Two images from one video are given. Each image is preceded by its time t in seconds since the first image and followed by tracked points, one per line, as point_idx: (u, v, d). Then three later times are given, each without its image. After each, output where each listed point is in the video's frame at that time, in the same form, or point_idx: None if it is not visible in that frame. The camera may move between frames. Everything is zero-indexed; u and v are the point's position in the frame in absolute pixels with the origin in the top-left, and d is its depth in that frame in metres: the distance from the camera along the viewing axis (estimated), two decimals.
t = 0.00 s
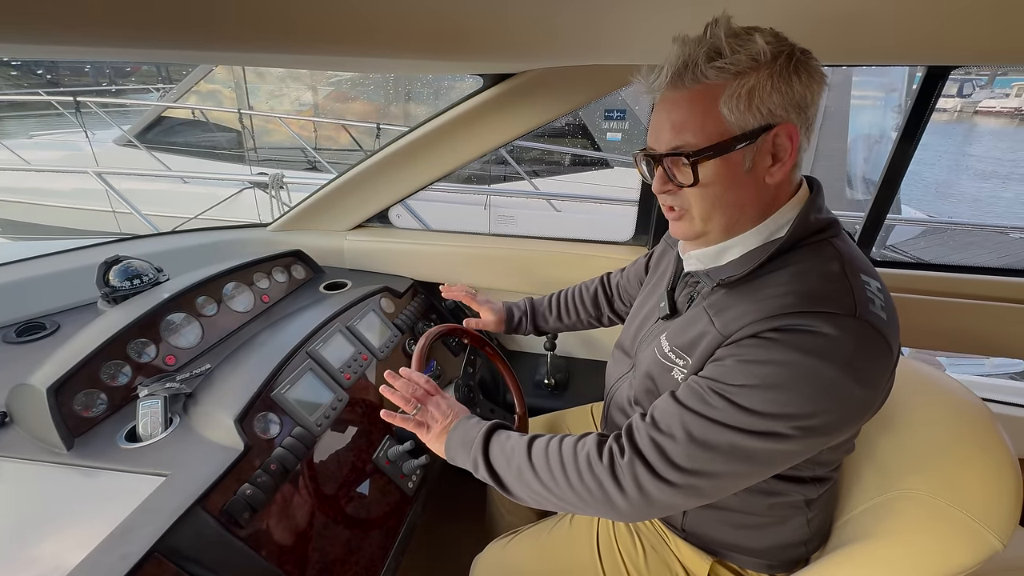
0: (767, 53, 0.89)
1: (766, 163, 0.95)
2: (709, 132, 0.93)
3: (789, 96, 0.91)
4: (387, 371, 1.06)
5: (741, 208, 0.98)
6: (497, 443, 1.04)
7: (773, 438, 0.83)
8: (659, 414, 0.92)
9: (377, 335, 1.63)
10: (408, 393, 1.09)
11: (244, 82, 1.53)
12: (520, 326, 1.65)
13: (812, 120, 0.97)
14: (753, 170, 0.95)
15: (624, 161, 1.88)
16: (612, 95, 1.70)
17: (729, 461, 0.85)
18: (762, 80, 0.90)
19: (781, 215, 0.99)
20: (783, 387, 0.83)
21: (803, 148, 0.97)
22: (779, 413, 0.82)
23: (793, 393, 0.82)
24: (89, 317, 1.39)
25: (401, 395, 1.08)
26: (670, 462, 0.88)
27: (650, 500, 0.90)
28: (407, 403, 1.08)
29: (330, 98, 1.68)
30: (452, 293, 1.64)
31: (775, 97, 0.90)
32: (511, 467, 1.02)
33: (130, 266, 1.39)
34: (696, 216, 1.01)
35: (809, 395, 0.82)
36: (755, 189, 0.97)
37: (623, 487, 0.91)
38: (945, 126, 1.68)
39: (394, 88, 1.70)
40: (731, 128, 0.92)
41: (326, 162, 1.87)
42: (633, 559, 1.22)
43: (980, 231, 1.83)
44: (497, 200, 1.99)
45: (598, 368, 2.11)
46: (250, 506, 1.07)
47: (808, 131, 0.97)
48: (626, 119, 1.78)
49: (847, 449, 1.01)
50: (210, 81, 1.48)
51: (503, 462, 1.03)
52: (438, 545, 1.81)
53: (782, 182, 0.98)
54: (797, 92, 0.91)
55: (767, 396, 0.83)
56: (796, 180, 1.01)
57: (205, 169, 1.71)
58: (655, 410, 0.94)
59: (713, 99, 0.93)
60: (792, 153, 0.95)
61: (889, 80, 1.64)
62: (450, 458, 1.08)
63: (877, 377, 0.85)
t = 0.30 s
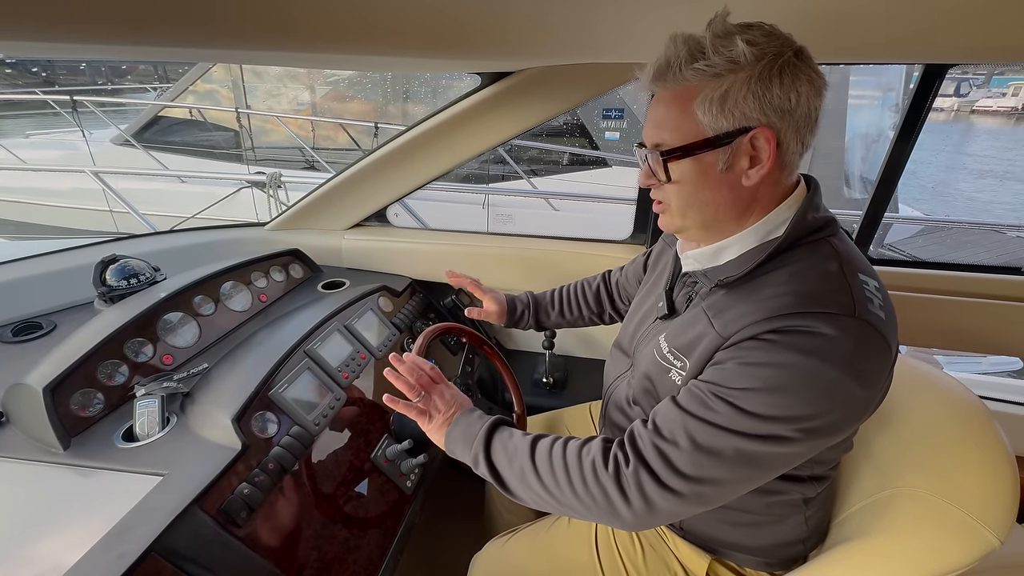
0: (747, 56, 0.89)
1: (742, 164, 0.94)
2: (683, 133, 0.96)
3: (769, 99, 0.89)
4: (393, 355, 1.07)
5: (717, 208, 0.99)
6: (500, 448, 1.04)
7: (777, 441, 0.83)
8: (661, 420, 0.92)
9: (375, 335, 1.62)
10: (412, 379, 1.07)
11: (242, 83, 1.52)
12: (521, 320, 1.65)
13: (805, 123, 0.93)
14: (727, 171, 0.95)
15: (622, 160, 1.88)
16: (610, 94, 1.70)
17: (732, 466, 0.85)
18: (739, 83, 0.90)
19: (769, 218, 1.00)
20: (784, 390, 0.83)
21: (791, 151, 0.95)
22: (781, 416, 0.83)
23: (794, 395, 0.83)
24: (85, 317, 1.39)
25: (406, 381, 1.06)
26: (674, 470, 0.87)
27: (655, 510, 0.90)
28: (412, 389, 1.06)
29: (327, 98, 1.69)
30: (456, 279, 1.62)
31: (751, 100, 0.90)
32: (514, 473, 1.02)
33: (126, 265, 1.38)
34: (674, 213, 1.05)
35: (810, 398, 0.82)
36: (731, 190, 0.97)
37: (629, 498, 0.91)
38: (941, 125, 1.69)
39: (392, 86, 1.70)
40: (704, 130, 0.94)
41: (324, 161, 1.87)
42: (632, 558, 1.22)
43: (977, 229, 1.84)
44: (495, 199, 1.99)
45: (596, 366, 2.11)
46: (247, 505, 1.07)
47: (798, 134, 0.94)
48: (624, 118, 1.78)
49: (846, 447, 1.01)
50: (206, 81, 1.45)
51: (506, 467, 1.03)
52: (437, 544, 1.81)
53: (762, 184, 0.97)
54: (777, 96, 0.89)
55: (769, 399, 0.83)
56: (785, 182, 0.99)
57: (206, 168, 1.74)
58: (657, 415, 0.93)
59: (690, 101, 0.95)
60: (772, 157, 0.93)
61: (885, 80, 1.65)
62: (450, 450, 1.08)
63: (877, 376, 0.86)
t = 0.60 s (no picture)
0: (745, 51, 0.89)
1: (734, 160, 0.95)
2: (677, 126, 0.97)
3: (763, 95, 0.89)
4: (394, 339, 1.04)
5: (708, 203, 1.00)
6: (500, 449, 1.03)
7: (777, 442, 0.83)
8: (661, 422, 0.91)
9: (374, 333, 1.62)
10: (413, 365, 1.05)
11: (240, 80, 1.51)
12: (521, 317, 1.65)
13: (802, 122, 0.92)
14: (719, 166, 0.96)
15: (621, 159, 1.88)
16: (609, 92, 1.69)
17: (732, 468, 0.85)
18: (734, 78, 0.90)
19: (763, 217, 1.00)
20: (783, 391, 0.83)
21: (787, 150, 0.94)
22: (781, 417, 0.82)
23: (794, 396, 0.82)
24: (83, 315, 1.38)
25: (408, 368, 1.04)
26: (675, 472, 0.87)
27: (656, 512, 0.90)
28: (414, 377, 1.04)
29: (326, 96, 1.67)
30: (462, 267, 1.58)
31: (745, 96, 0.90)
32: (513, 474, 1.02)
33: (125, 263, 1.38)
34: (667, 205, 1.06)
35: (810, 398, 0.82)
36: (723, 186, 0.97)
37: (630, 501, 0.91)
38: (940, 124, 1.68)
39: (391, 84, 1.70)
40: (697, 124, 0.95)
41: (323, 159, 1.86)
42: (631, 557, 1.22)
43: (976, 228, 1.84)
44: (494, 197, 1.98)
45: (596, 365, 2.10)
46: (246, 503, 1.07)
47: (795, 133, 0.93)
48: (623, 116, 1.77)
49: (845, 446, 1.01)
50: (204, 79, 1.46)
51: (506, 469, 1.02)
52: (436, 543, 1.81)
53: (756, 181, 0.96)
54: (772, 93, 0.89)
55: (769, 400, 0.83)
56: (780, 181, 0.98)
57: (205, 167, 1.72)
58: (657, 416, 0.93)
59: (686, 94, 0.96)
60: (765, 154, 0.93)
61: (885, 78, 1.64)
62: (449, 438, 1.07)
63: (876, 375, 0.85)
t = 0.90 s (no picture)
0: (750, 45, 0.88)
1: (732, 154, 0.95)
2: (679, 117, 0.98)
3: (764, 91, 0.89)
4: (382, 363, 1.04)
5: (705, 196, 1.00)
6: (496, 447, 1.03)
7: (774, 440, 0.83)
8: (658, 419, 0.91)
9: (373, 331, 1.62)
10: (404, 389, 1.05)
11: (239, 78, 1.54)
12: (518, 324, 1.64)
13: (803, 121, 0.91)
14: (716, 160, 0.96)
15: (621, 157, 1.88)
16: (609, 90, 1.69)
17: (729, 465, 0.85)
18: (736, 71, 0.90)
19: (759, 214, 0.99)
20: (780, 389, 0.83)
21: (786, 149, 0.94)
22: (778, 415, 0.82)
23: (791, 395, 0.82)
24: (82, 313, 1.38)
25: (399, 390, 1.03)
26: (671, 469, 0.87)
27: (652, 509, 0.90)
28: (405, 399, 1.03)
29: (326, 94, 1.64)
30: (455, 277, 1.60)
31: (746, 91, 0.90)
32: (509, 471, 1.02)
33: (124, 261, 1.37)
34: (665, 196, 1.07)
35: (807, 396, 0.82)
36: (720, 180, 0.98)
37: (625, 497, 0.91)
38: (940, 124, 1.68)
39: (390, 81, 1.70)
40: (698, 116, 0.95)
41: (323, 157, 1.86)
42: (630, 555, 1.21)
43: (976, 227, 1.84)
44: (493, 195, 1.98)
45: (595, 363, 2.10)
46: (245, 501, 1.07)
47: (794, 132, 0.92)
48: (623, 115, 1.78)
49: (844, 444, 1.01)
50: (204, 77, 1.49)
51: (503, 467, 1.02)
52: (435, 541, 1.81)
53: (754, 178, 0.96)
54: (773, 89, 0.89)
55: (766, 398, 0.83)
56: (779, 180, 0.98)
57: (203, 164, 1.69)
58: (654, 414, 0.93)
59: (689, 86, 0.96)
60: (763, 150, 0.93)
61: (885, 77, 1.64)
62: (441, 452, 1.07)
63: (874, 373, 0.85)
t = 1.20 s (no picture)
0: (731, 49, 0.88)
1: (720, 157, 0.94)
2: (667, 122, 0.98)
3: (746, 95, 0.88)
4: (388, 349, 1.03)
5: (696, 199, 1.00)
6: (496, 445, 1.03)
7: (773, 439, 0.83)
8: (658, 418, 0.91)
9: (373, 329, 1.62)
10: (409, 376, 1.05)
11: (238, 76, 1.55)
12: (521, 314, 1.66)
13: (791, 120, 0.89)
14: (704, 163, 0.96)
15: (620, 155, 1.87)
16: (608, 88, 1.69)
17: (729, 464, 0.85)
18: (718, 77, 0.89)
19: (754, 214, 0.99)
20: (778, 387, 0.83)
21: (777, 149, 0.92)
22: (777, 414, 0.83)
23: (790, 393, 0.82)
24: (81, 310, 1.37)
25: (403, 378, 1.04)
26: (671, 469, 0.87)
27: (652, 509, 0.90)
28: (408, 387, 1.04)
29: (326, 92, 1.65)
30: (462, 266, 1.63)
31: (728, 95, 0.89)
32: (510, 469, 1.02)
33: (123, 257, 1.37)
34: (660, 198, 1.07)
35: (806, 394, 0.82)
36: (710, 182, 0.97)
37: (626, 498, 0.91)
38: (940, 123, 1.68)
39: (390, 78, 1.70)
40: (684, 121, 0.95)
41: (322, 155, 1.85)
42: (630, 553, 1.22)
43: (976, 226, 1.84)
44: (493, 194, 1.98)
45: (595, 361, 2.10)
46: (245, 498, 1.07)
47: (783, 131, 0.90)
48: (623, 114, 1.76)
49: (844, 441, 1.01)
50: (203, 74, 1.49)
51: (503, 463, 1.02)
52: (435, 538, 1.80)
53: (745, 179, 0.95)
54: (756, 92, 0.88)
55: (765, 397, 0.83)
56: (772, 179, 0.97)
57: (205, 163, 1.70)
58: (653, 413, 0.93)
59: (675, 91, 0.96)
60: (750, 152, 0.91)
61: (885, 76, 1.64)
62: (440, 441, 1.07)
63: (873, 371, 0.85)
